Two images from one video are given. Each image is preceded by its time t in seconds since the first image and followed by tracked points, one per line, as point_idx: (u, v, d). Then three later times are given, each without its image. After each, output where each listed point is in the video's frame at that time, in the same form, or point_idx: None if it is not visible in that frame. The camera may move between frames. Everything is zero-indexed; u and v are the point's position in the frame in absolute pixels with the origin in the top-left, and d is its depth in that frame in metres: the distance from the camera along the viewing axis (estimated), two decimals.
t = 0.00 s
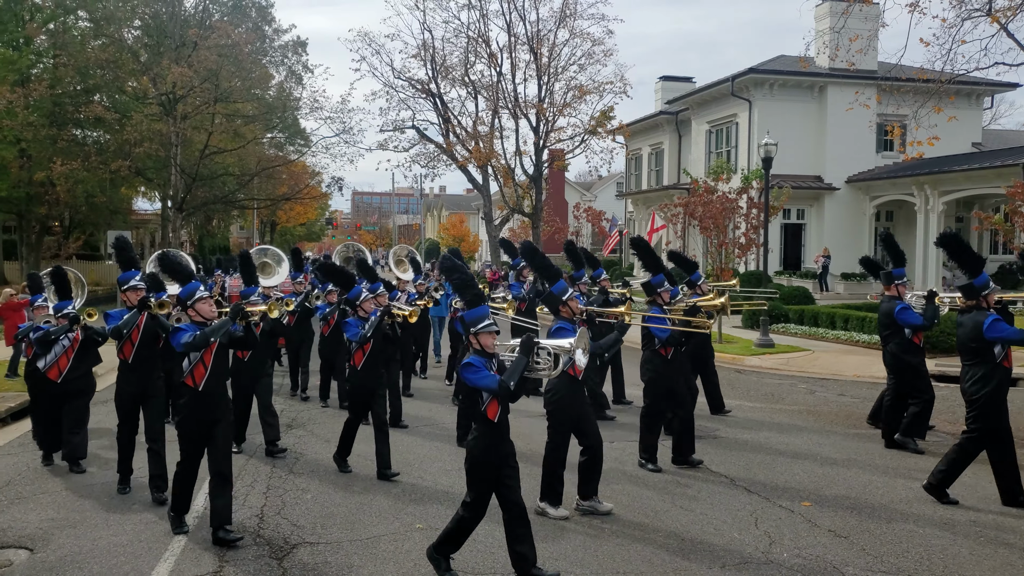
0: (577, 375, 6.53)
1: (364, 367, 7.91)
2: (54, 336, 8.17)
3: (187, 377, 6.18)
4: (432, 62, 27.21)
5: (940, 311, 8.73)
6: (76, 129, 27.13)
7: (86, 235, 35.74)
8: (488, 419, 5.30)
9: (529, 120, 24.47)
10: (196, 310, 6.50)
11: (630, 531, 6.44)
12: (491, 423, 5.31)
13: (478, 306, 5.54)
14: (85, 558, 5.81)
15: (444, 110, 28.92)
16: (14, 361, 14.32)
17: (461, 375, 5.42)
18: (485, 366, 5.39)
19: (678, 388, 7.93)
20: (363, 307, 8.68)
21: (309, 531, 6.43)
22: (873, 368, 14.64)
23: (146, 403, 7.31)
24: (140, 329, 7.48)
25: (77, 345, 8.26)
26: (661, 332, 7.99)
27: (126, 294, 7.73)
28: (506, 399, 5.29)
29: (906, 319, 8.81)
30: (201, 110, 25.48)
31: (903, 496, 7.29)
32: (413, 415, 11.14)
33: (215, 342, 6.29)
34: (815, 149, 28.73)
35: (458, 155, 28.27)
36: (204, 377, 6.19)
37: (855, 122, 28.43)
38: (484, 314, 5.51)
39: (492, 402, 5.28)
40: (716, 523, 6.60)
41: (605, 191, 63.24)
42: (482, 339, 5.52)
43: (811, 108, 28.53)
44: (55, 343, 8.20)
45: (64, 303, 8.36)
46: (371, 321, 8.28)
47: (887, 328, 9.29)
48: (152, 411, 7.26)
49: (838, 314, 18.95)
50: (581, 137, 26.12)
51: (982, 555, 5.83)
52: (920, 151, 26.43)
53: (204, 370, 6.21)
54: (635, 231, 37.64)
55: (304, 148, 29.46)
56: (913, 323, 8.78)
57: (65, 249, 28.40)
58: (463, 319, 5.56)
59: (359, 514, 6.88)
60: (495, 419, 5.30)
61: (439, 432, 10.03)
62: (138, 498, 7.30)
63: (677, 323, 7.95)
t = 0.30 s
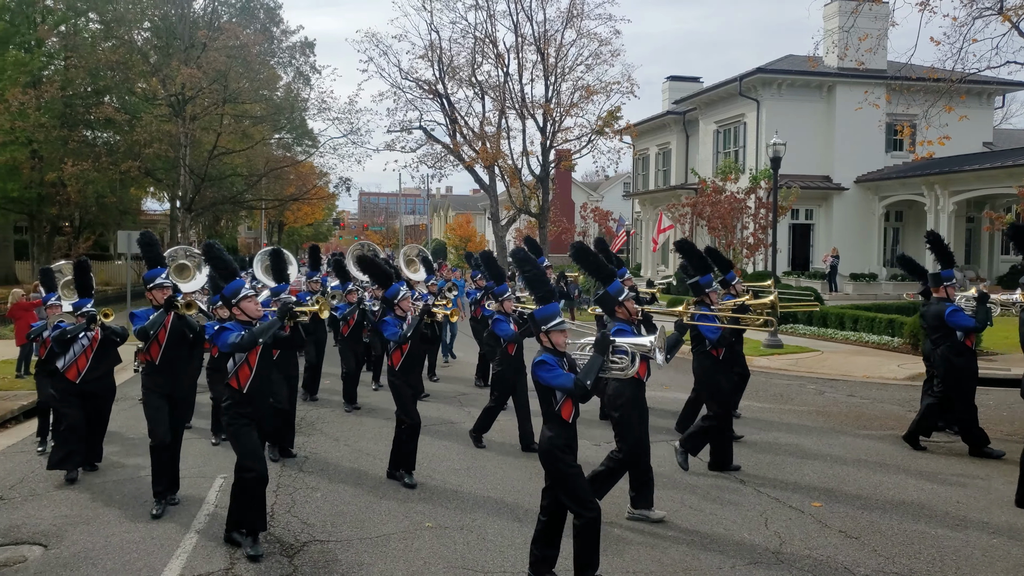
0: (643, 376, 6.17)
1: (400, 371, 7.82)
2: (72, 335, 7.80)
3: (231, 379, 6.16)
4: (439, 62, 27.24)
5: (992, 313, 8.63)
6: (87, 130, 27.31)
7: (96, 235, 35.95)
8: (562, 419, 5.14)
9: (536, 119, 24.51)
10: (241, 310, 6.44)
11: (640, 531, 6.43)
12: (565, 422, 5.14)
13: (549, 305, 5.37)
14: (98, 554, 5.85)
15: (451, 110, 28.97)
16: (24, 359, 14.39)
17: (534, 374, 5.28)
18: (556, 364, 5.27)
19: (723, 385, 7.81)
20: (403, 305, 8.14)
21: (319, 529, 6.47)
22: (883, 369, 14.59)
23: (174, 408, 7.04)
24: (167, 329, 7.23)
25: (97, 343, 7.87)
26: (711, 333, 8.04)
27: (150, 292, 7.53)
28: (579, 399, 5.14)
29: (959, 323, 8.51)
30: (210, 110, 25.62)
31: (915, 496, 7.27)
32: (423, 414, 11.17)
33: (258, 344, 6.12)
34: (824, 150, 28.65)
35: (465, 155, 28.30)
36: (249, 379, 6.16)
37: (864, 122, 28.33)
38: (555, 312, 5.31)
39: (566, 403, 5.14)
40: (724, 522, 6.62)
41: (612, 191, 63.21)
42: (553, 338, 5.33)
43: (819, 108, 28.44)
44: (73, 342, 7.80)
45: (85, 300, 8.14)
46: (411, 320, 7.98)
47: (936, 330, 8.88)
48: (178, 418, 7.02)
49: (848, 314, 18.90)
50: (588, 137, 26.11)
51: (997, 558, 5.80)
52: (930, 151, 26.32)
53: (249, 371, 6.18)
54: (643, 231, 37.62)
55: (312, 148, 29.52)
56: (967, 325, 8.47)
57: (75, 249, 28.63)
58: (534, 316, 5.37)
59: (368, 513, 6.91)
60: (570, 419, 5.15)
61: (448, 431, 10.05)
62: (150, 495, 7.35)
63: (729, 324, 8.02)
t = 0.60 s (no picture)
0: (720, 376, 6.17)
1: (450, 375, 7.52)
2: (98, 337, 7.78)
3: (294, 381, 5.79)
4: (454, 63, 27.27)
5: None
6: (106, 131, 27.58)
7: (114, 235, 36.28)
8: (653, 423, 5.02)
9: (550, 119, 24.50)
10: (302, 308, 6.04)
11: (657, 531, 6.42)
12: (655, 427, 5.03)
13: (636, 304, 5.22)
14: (118, 550, 5.92)
15: (465, 111, 29.01)
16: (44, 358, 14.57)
17: (622, 377, 5.12)
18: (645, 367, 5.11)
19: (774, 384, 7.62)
20: (449, 306, 7.89)
21: (335, 527, 6.51)
22: (902, 371, 14.47)
23: (204, 416, 6.90)
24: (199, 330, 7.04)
25: (121, 345, 7.89)
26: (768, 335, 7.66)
27: (182, 291, 7.35)
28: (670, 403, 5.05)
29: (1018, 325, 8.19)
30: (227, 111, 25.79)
31: (934, 499, 7.20)
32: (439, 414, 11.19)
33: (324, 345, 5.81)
34: (841, 149, 28.44)
35: (479, 155, 28.33)
36: (312, 382, 5.79)
37: (882, 122, 28.11)
38: (642, 312, 5.16)
39: (657, 407, 5.03)
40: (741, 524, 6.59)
41: (626, 192, 63.04)
42: (639, 339, 5.17)
43: (836, 107, 28.23)
44: (97, 345, 7.77)
45: (108, 300, 8.05)
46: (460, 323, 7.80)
47: (994, 332, 8.70)
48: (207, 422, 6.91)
49: (866, 315, 18.75)
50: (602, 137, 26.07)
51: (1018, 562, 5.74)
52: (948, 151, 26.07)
53: (312, 373, 5.80)
54: (658, 231, 37.52)
55: (328, 149, 29.59)
56: None
57: (94, 249, 28.93)
58: (620, 317, 5.22)
59: (384, 511, 6.94)
60: (661, 424, 5.05)
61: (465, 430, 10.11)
62: (169, 492, 7.42)
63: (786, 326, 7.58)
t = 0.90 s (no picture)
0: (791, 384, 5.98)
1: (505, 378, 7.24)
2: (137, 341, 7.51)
3: (367, 385, 5.62)
4: (473, 63, 27.33)
5: None
6: (130, 133, 27.94)
7: (138, 236, 36.74)
8: (753, 431, 4.86)
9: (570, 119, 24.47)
10: (376, 309, 5.88)
11: (677, 533, 6.40)
12: (756, 435, 4.87)
13: (733, 307, 5.09)
14: (144, 546, 5.99)
15: (485, 112, 29.07)
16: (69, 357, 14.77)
17: (722, 384, 4.99)
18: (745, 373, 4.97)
19: (838, 386, 7.39)
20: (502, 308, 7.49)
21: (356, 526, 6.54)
22: (927, 373, 14.30)
23: (244, 417, 6.63)
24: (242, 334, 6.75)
25: (161, 351, 7.61)
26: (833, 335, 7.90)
27: (228, 293, 7.11)
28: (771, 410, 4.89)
29: None
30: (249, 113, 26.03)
31: (960, 502, 7.10)
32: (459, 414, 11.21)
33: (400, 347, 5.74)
34: (864, 149, 28.17)
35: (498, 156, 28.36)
36: (385, 386, 5.64)
37: (906, 121, 27.79)
38: (740, 316, 5.06)
39: (757, 414, 4.88)
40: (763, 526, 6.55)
41: (646, 192, 62.84)
42: (738, 343, 5.08)
43: (860, 106, 27.95)
44: (137, 350, 7.51)
45: (148, 303, 8.16)
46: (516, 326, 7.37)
47: None
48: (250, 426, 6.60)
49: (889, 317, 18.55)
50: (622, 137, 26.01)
51: None
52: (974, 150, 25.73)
53: (385, 377, 5.65)
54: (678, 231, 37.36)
55: (349, 150, 29.71)
56: None
57: (119, 249, 29.32)
58: (716, 321, 5.13)
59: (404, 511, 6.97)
60: (759, 433, 4.88)
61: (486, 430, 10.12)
62: (193, 490, 7.49)
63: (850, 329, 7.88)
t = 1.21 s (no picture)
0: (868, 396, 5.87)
1: (561, 382, 7.22)
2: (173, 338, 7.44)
3: (447, 388, 5.56)
4: (492, 65, 27.33)
5: None
6: (153, 135, 28.25)
7: (161, 237, 37.15)
8: (863, 434, 4.79)
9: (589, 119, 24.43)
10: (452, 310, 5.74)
11: (697, 535, 6.36)
12: (865, 438, 4.80)
13: (835, 305, 5.03)
14: (166, 544, 6.05)
15: (504, 112, 29.08)
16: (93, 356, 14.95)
17: (829, 385, 4.84)
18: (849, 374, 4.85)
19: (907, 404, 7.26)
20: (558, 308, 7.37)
21: (375, 526, 6.56)
22: (951, 376, 14.10)
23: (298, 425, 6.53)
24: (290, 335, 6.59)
25: (198, 348, 7.52)
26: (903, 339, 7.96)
27: (276, 289, 6.87)
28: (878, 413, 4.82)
29: None
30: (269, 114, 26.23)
31: (986, 507, 6.99)
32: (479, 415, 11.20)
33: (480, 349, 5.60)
34: (887, 149, 27.88)
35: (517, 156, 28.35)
36: (464, 390, 5.59)
37: (930, 121, 27.48)
38: (843, 315, 4.98)
39: (866, 418, 4.80)
40: (784, 529, 6.50)
41: (666, 193, 62.55)
42: (842, 343, 4.98)
43: (883, 106, 27.66)
44: (173, 347, 7.43)
45: (183, 301, 8.25)
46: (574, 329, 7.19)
47: None
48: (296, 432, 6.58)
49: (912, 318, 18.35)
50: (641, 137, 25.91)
51: None
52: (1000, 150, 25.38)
53: (464, 379, 5.60)
54: (698, 232, 37.18)
55: (368, 151, 29.79)
56: None
57: (141, 249, 29.67)
58: (818, 321, 5.04)
59: (423, 511, 6.98)
60: (869, 436, 4.81)
61: (505, 431, 10.11)
62: (214, 489, 7.55)
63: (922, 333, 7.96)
